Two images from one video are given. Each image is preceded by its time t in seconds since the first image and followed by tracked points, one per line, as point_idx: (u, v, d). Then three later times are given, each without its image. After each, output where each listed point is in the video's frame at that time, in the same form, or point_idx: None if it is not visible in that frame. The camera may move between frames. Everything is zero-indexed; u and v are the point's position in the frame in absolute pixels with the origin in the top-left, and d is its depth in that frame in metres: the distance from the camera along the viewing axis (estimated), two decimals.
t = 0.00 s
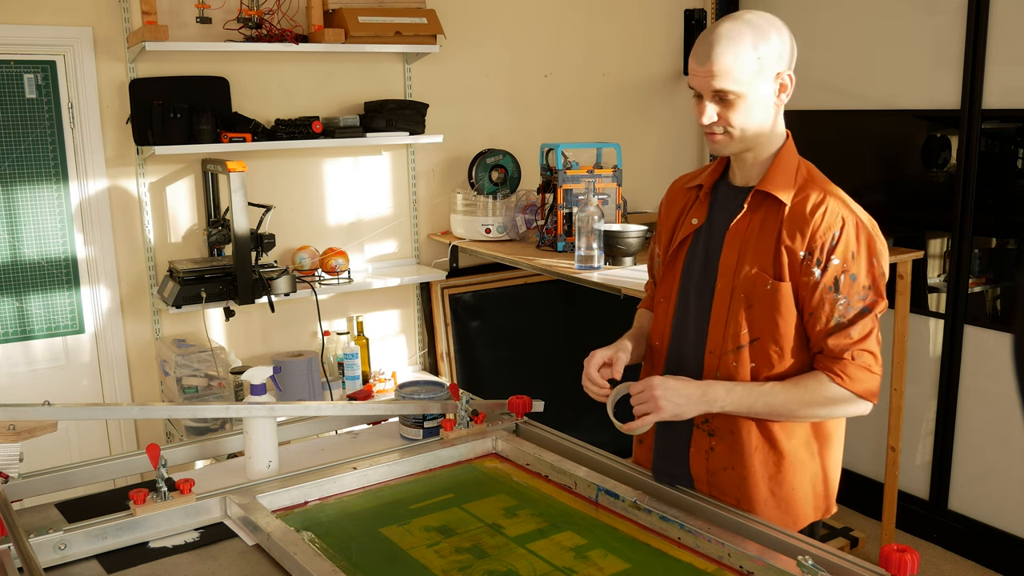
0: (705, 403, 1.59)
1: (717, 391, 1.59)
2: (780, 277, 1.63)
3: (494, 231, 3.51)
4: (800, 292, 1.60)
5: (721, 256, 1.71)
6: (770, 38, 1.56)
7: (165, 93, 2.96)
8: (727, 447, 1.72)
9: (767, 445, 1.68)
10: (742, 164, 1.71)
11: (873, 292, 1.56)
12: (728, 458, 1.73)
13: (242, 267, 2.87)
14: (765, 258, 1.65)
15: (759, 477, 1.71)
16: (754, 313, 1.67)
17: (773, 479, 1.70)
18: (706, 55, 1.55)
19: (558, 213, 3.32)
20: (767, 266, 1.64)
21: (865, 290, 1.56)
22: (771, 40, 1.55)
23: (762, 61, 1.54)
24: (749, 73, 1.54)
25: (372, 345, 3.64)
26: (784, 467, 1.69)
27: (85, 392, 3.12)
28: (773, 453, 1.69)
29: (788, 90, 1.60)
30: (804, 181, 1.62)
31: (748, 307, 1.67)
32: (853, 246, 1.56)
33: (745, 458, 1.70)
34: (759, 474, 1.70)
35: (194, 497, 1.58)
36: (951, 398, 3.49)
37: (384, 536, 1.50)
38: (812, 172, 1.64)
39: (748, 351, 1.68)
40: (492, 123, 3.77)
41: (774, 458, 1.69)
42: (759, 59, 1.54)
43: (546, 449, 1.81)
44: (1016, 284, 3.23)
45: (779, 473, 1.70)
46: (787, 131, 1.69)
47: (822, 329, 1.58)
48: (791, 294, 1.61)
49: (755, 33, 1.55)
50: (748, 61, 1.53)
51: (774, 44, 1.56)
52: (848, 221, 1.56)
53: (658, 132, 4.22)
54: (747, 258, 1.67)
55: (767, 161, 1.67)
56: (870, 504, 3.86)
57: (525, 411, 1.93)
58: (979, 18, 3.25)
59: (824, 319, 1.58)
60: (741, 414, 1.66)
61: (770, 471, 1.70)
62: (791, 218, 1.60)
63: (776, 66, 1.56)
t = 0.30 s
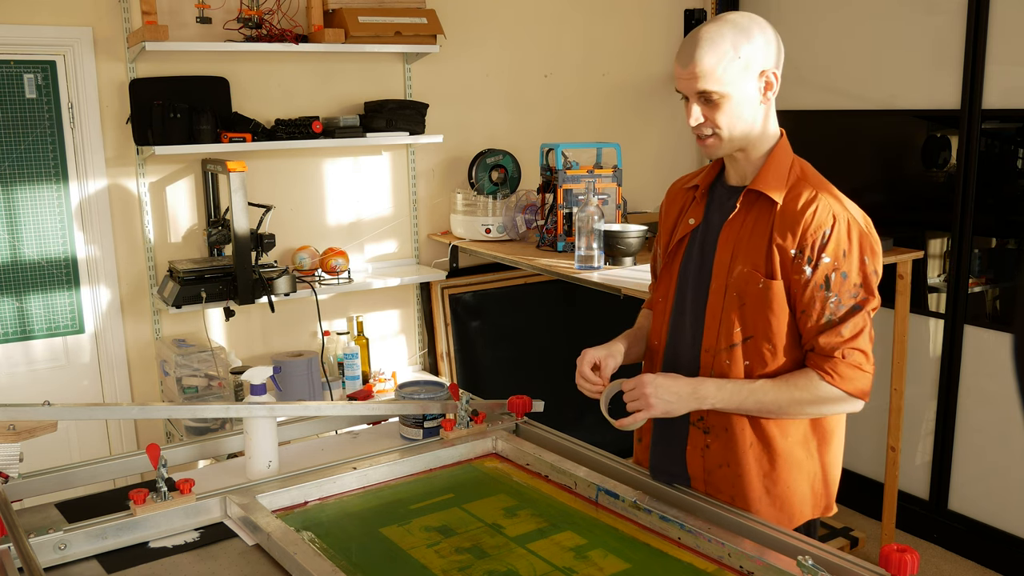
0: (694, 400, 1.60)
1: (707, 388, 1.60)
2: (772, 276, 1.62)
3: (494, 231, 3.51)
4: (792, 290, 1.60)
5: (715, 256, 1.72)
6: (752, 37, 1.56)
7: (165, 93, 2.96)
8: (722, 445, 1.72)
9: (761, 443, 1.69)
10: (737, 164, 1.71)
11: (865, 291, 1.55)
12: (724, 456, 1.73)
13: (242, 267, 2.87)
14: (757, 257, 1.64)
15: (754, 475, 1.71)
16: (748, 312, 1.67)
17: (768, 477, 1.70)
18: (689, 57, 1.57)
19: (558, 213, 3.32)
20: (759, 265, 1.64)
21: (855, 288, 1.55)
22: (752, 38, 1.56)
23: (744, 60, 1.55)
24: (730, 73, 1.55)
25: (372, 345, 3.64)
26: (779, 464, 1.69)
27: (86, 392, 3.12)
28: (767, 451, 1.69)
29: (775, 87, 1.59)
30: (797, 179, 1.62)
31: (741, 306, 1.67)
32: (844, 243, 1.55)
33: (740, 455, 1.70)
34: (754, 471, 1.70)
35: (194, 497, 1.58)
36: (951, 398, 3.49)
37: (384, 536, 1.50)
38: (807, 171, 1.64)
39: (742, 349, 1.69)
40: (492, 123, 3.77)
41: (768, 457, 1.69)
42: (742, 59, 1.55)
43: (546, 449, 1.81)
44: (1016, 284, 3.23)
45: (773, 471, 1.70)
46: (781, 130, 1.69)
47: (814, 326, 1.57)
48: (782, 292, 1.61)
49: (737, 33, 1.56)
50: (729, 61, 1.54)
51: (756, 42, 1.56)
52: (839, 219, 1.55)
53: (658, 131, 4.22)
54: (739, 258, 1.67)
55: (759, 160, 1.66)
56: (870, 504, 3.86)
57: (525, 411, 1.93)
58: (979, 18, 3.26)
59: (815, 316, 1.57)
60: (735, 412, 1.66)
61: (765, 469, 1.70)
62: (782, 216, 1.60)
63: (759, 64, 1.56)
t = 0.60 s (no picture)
0: (687, 398, 1.60)
1: (699, 385, 1.60)
2: (768, 275, 1.62)
3: (494, 231, 3.51)
4: (788, 289, 1.60)
5: (713, 256, 1.72)
6: (745, 38, 1.57)
7: (165, 93, 2.96)
8: (721, 444, 1.72)
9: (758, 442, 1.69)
10: (733, 164, 1.71)
11: (860, 290, 1.55)
12: (723, 455, 1.73)
13: (242, 267, 2.87)
14: (754, 256, 1.64)
15: (751, 475, 1.71)
16: (744, 311, 1.67)
17: (766, 477, 1.71)
18: (683, 59, 1.58)
19: (558, 213, 3.32)
20: (756, 264, 1.64)
21: (850, 288, 1.55)
22: (745, 39, 1.57)
23: (736, 61, 1.55)
24: (723, 74, 1.55)
25: (372, 345, 3.64)
26: (777, 463, 1.69)
27: (86, 392, 3.13)
28: (764, 451, 1.69)
29: (769, 87, 1.60)
30: (794, 180, 1.62)
31: (737, 305, 1.67)
32: (840, 244, 1.55)
33: (738, 454, 1.70)
34: (753, 470, 1.70)
35: (194, 497, 1.58)
36: (951, 398, 3.49)
37: (384, 536, 1.51)
38: (804, 172, 1.64)
39: (738, 348, 1.69)
40: (492, 123, 3.77)
41: (765, 456, 1.69)
42: (735, 60, 1.56)
43: (546, 449, 1.81)
44: (1016, 285, 3.23)
45: (771, 471, 1.70)
46: (778, 131, 1.69)
47: (808, 324, 1.58)
48: (778, 292, 1.61)
49: (730, 34, 1.57)
50: (721, 62, 1.55)
51: (749, 43, 1.57)
52: (836, 219, 1.55)
53: (658, 131, 4.22)
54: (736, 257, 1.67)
55: (756, 160, 1.67)
56: (870, 504, 3.86)
57: (525, 411, 1.93)
58: (979, 19, 3.26)
59: (810, 315, 1.57)
60: (732, 411, 1.67)
61: (763, 467, 1.70)
62: (778, 216, 1.60)
63: (751, 65, 1.57)
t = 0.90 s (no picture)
0: (691, 400, 1.58)
1: (703, 385, 1.59)
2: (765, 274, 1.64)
3: (494, 231, 3.51)
4: (785, 287, 1.61)
5: (706, 257, 1.72)
6: (727, 37, 1.58)
7: (165, 93, 2.96)
8: (723, 444, 1.72)
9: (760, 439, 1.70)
10: (720, 165, 1.72)
11: (856, 285, 1.57)
12: (724, 454, 1.73)
13: (242, 267, 2.87)
14: (750, 256, 1.65)
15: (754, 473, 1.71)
16: (742, 310, 1.67)
17: (770, 475, 1.71)
18: (665, 59, 1.59)
19: (558, 213, 3.31)
20: (753, 263, 1.65)
21: (846, 282, 1.58)
22: (727, 39, 1.58)
23: (718, 60, 1.56)
24: (705, 73, 1.56)
25: (372, 345, 3.64)
26: (778, 458, 1.71)
27: (86, 393, 3.13)
28: (767, 447, 1.70)
29: (751, 86, 1.60)
30: (784, 178, 1.64)
31: (735, 304, 1.68)
32: (834, 240, 1.58)
33: (740, 452, 1.71)
34: (755, 468, 1.71)
35: (194, 497, 1.59)
36: (951, 398, 3.49)
37: (384, 536, 1.51)
38: (791, 169, 1.66)
39: (738, 347, 1.69)
40: (492, 123, 3.77)
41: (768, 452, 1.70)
42: (717, 59, 1.56)
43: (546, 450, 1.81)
44: (1016, 285, 3.23)
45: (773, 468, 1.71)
46: (762, 129, 1.70)
47: (806, 321, 1.60)
48: (776, 290, 1.62)
49: (711, 34, 1.58)
50: (703, 61, 1.56)
51: (731, 43, 1.58)
52: (829, 216, 1.58)
53: (658, 131, 4.22)
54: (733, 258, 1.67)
55: (743, 161, 1.68)
56: (870, 504, 3.86)
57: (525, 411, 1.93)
58: (979, 18, 3.26)
59: (808, 312, 1.60)
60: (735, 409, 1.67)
61: (764, 463, 1.71)
62: (773, 215, 1.61)
63: (733, 64, 1.58)
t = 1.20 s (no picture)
0: (696, 395, 1.58)
1: (706, 378, 1.58)
2: (734, 264, 1.66)
3: (494, 231, 3.49)
4: (754, 271, 1.65)
5: (671, 261, 1.71)
6: (648, 43, 1.57)
7: (165, 93, 2.96)
8: (719, 434, 1.74)
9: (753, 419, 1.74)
10: (659, 171, 1.71)
11: (817, 257, 1.62)
12: (723, 443, 1.74)
13: (242, 267, 2.87)
14: (714, 250, 1.67)
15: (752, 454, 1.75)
16: (717, 303, 1.69)
17: (768, 452, 1.75)
18: (590, 68, 1.57)
19: (557, 213, 3.30)
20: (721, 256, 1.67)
21: (808, 255, 1.62)
22: (649, 43, 1.57)
23: (641, 63, 1.55)
24: (631, 78, 1.54)
25: (372, 345, 3.64)
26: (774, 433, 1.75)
27: (86, 393, 3.13)
28: (760, 425, 1.74)
29: (678, 88, 1.60)
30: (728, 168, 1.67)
31: (711, 299, 1.68)
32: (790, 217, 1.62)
33: (739, 436, 1.73)
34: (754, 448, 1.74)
35: (194, 496, 1.59)
36: (951, 398, 3.49)
37: (384, 536, 1.51)
38: (728, 157, 1.69)
39: (722, 337, 1.69)
40: (492, 123, 3.77)
41: (762, 430, 1.74)
42: (642, 64, 1.55)
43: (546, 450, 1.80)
44: (1016, 285, 3.23)
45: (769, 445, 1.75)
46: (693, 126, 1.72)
47: (779, 301, 1.64)
48: (747, 277, 1.66)
49: (633, 40, 1.57)
50: (628, 66, 1.54)
51: (652, 47, 1.57)
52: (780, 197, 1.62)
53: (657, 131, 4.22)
54: (701, 256, 1.68)
55: (682, 164, 1.69)
56: (870, 504, 3.86)
57: (524, 411, 1.93)
58: (979, 19, 3.26)
59: (780, 292, 1.63)
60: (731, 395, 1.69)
61: (761, 441, 1.75)
62: (731, 206, 1.64)
63: (658, 67, 1.57)
